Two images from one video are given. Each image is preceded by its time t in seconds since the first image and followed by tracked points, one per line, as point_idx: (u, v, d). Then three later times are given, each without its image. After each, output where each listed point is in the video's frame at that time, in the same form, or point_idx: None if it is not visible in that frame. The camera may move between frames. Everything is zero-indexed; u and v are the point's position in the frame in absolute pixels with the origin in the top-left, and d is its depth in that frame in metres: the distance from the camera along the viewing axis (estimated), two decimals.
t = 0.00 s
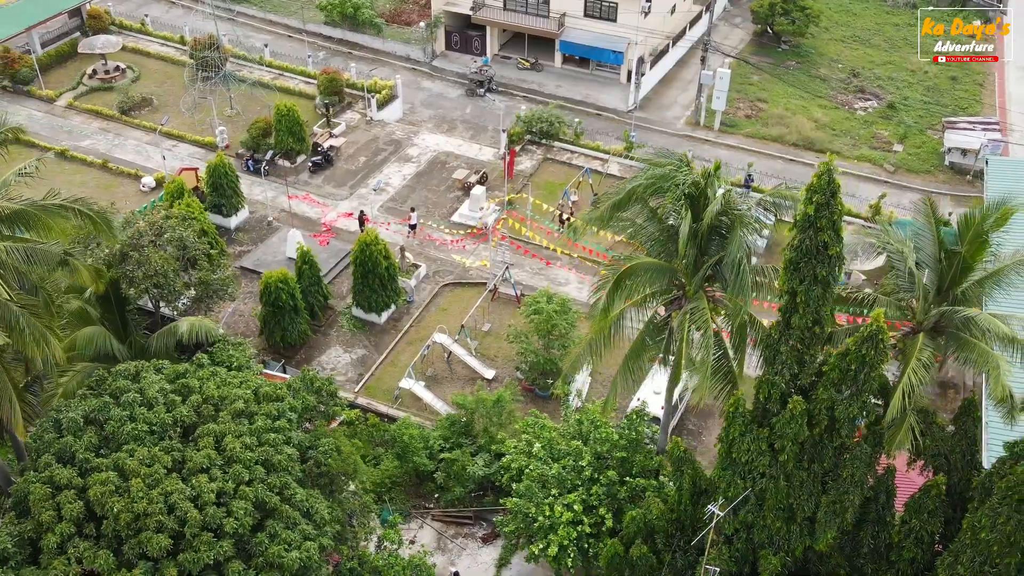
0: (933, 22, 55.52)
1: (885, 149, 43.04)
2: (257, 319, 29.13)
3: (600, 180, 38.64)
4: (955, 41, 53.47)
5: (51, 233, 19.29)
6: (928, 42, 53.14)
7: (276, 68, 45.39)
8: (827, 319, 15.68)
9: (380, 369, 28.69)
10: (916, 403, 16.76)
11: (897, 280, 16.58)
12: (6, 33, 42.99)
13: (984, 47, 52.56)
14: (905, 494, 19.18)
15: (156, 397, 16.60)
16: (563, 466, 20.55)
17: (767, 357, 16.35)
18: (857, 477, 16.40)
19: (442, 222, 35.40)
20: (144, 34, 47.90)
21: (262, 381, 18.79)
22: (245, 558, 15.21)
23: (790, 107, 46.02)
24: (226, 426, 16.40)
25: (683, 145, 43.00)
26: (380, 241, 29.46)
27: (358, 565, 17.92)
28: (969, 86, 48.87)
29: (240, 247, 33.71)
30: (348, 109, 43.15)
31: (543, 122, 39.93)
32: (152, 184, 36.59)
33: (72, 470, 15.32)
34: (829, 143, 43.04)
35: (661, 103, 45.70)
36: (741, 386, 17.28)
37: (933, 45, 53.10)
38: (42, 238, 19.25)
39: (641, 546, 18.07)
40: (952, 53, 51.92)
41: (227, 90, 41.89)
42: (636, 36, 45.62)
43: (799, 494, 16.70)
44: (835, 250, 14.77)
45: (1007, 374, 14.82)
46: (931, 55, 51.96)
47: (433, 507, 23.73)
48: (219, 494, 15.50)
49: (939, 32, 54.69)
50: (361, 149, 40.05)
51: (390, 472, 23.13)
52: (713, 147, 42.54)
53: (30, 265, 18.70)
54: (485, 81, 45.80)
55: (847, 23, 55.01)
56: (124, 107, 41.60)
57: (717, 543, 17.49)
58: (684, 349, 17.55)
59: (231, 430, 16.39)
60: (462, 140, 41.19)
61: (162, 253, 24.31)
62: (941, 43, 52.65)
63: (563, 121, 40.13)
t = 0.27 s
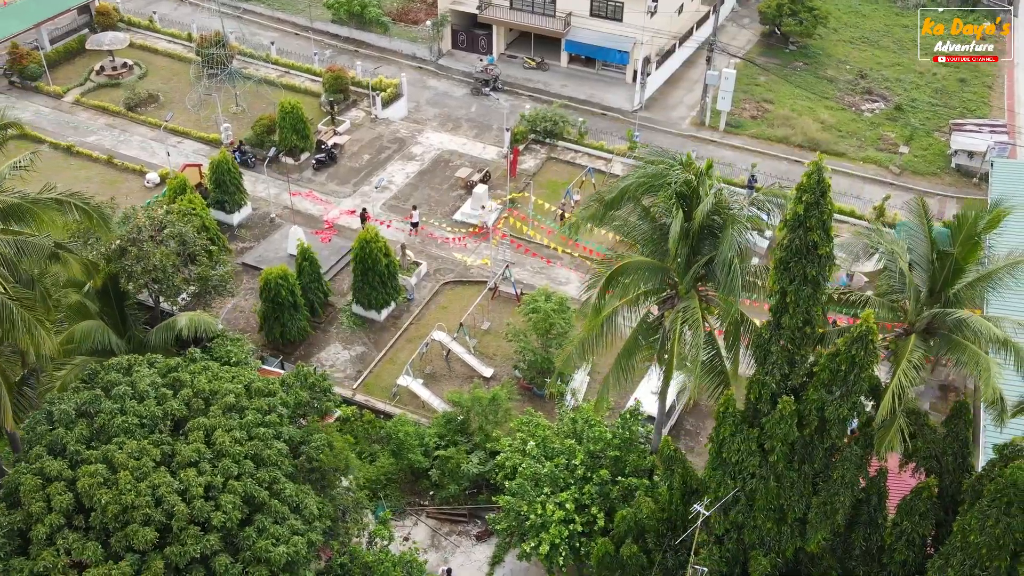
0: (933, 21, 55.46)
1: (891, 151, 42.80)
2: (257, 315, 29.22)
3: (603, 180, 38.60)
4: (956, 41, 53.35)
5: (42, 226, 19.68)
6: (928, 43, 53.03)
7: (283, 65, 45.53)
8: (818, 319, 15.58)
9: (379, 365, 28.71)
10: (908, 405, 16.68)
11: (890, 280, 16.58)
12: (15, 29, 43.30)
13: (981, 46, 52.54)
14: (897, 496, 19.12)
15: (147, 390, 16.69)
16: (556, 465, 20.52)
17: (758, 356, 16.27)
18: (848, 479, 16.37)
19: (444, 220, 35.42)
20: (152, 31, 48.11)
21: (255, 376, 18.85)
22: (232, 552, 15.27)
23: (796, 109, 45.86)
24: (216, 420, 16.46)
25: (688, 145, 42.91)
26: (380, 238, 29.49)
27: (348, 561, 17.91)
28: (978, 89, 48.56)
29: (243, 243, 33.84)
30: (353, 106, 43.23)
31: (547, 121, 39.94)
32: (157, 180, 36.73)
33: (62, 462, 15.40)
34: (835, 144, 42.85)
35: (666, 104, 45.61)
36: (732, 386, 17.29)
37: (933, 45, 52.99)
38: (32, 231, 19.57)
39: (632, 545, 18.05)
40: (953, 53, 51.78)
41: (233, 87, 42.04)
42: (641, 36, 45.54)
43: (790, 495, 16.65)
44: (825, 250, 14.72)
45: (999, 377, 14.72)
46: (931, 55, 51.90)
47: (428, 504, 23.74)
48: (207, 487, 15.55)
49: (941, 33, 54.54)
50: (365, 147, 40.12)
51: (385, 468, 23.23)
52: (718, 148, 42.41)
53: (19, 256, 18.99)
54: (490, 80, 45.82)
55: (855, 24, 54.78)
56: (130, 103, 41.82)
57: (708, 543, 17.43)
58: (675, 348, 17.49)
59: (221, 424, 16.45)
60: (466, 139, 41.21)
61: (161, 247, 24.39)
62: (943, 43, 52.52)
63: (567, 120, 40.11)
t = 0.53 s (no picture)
0: (934, 21, 55.30)
1: (897, 153, 42.58)
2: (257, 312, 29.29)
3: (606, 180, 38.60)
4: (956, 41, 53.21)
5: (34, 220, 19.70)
6: (928, 43, 52.94)
7: (288, 63, 45.66)
8: (808, 320, 15.49)
9: (377, 363, 28.76)
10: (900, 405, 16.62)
11: (882, 280, 16.40)
12: (23, 26, 43.58)
13: (982, 46, 52.24)
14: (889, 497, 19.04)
15: (137, 384, 16.77)
16: (548, 463, 20.49)
17: (748, 357, 16.18)
18: (838, 480, 16.25)
19: (446, 219, 35.45)
20: (160, 28, 48.32)
21: (248, 371, 18.91)
22: (220, 546, 15.36)
23: (803, 110, 45.68)
24: (206, 415, 16.52)
25: (692, 145, 42.81)
26: (380, 236, 29.52)
27: (339, 557, 17.95)
28: (987, 91, 48.24)
29: (245, 240, 33.95)
30: (358, 104, 43.30)
31: (550, 120, 39.93)
32: (161, 176, 36.98)
33: (53, 454, 15.47)
34: (840, 146, 42.67)
35: (672, 104, 45.51)
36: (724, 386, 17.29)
37: (933, 45, 52.89)
38: (24, 224, 19.55)
39: (622, 545, 18.01)
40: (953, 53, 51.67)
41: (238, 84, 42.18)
42: (647, 36, 45.47)
43: (780, 496, 16.61)
44: (815, 250, 14.65)
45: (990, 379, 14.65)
46: (930, 55, 51.78)
47: (422, 502, 23.73)
48: (196, 482, 15.62)
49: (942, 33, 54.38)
50: (369, 145, 40.19)
51: (381, 465, 23.37)
52: (723, 148, 42.29)
53: (13, 250, 18.92)
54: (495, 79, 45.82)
55: (862, 25, 54.56)
56: (136, 100, 42.02)
57: (698, 543, 17.40)
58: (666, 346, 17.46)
59: (211, 418, 16.52)
60: (470, 138, 41.22)
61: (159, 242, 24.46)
62: (942, 43, 52.40)
63: (571, 120, 40.10)
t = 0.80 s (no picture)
0: (934, 21, 55.30)
1: (903, 155, 42.38)
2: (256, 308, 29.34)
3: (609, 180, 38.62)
4: (956, 41, 53.17)
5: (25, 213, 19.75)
6: (928, 43, 52.91)
7: (294, 61, 45.79)
8: (798, 321, 15.40)
9: (376, 360, 28.81)
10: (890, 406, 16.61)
11: (874, 281, 16.26)
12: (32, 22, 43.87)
13: (981, 47, 52.23)
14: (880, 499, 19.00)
15: (129, 377, 16.86)
16: (541, 462, 20.50)
17: (739, 357, 16.10)
18: (828, 482, 16.16)
19: (447, 217, 35.47)
20: (168, 25, 48.53)
21: (241, 367, 19.00)
22: (207, 540, 15.44)
23: (809, 111, 45.50)
24: (197, 410, 16.60)
25: (696, 146, 42.69)
26: (380, 234, 29.56)
27: (330, 552, 18.04)
28: (995, 94, 47.95)
29: (247, 237, 34.07)
30: (363, 103, 43.39)
31: (554, 120, 39.93)
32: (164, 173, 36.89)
33: (43, 447, 15.54)
34: (846, 148, 42.49)
35: (677, 104, 45.40)
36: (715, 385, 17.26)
37: (934, 45, 52.83)
38: (16, 217, 19.64)
39: (612, 545, 18.02)
40: (953, 53, 51.61)
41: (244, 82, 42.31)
42: (653, 36, 45.38)
43: (770, 498, 16.55)
44: (804, 250, 14.58)
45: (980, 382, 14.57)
46: (931, 55, 51.78)
47: (417, 499, 23.76)
48: (184, 476, 15.70)
49: (942, 33, 54.30)
50: (372, 143, 40.25)
51: (377, 462, 23.44)
52: (728, 149, 42.15)
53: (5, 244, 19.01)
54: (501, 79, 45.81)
55: (869, 26, 54.34)
56: (143, 97, 42.23)
57: (688, 543, 17.40)
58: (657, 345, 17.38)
59: (201, 413, 16.60)
60: (474, 137, 41.25)
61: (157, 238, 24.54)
62: (943, 44, 52.36)
63: (575, 119, 40.09)
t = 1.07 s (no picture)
0: (933, 21, 55.28)
1: (909, 157, 42.17)
2: (256, 306, 29.43)
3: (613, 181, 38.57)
4: (956, 41, 53.11)
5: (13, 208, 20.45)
6: (929, 43, 52.85)
7: (300, 59, 45.94)
8: (787, 322, 15.34)
9: (375, 358, 28.89)
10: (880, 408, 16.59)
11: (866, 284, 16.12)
12: (41, 19, 44.19)
13: (980, 46, 52.19)
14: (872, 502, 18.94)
15: (121, 372, 16.97)
16: (534, 461, 20.49)
17: (729, 358, 16.05)
18: (818, 484, 16.11)
19: (449, 216, 35.51)
20: (176, 23, 48.74)
21: (235, 363, 19.08)
22: (196, 535, 15.54)
23: (815, 113, 45.34)
24: (187, 405, 16.68)
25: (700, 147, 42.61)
26: (381, 232, 29.62)
27: (321, 547, 18.12)
28: (1004, 97, 47.65)
29: (249, 234, 34.19)
30: (368, 101, 43.47)
31: (558, 119, 40.02)
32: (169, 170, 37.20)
33: (33, 441, 15.64)
34: (851, 150, 42.30)
35: (682, 105, 45.30)
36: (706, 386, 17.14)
37: (934, 45, 52.78)
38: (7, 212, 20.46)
39: (601, 544, 18.01)
40: (953, 52, 51.59)
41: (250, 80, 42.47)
42: (658, 37, 45.31)
43: (760, 499, 16.50)
44: (793, 252, 14.52)
45: (969, 385, 14.52)
46: (931, 55, 51.66)
47: (412, 497, 23.79)
48: (173, 471, 15.78)
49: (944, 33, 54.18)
50: (376, 142, 40.33)
51: (372, 460, 23.46)
52: (733, 150, 42.03)
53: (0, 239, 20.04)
54: (506, 78, 45.82)
55: (876, 28, 54.13)
56: (149, 94, 42.44)
57: (678, 544, 17.36)
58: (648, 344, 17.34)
59: (191, 409, 16.69)
60: (478, 136, 41.27)
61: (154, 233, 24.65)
62: (943, 43, 52.27)
63: (579, 119, 40.11)
